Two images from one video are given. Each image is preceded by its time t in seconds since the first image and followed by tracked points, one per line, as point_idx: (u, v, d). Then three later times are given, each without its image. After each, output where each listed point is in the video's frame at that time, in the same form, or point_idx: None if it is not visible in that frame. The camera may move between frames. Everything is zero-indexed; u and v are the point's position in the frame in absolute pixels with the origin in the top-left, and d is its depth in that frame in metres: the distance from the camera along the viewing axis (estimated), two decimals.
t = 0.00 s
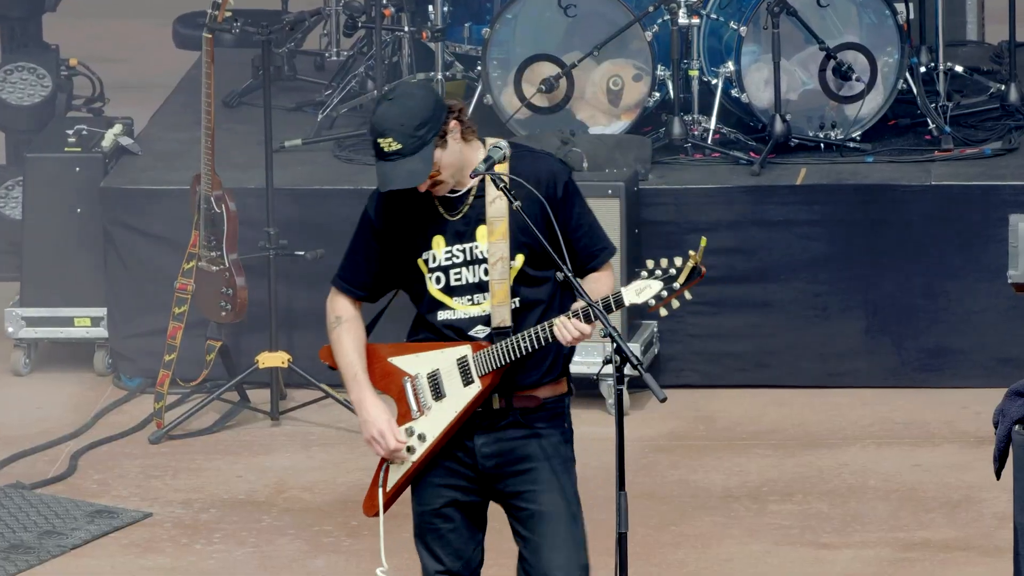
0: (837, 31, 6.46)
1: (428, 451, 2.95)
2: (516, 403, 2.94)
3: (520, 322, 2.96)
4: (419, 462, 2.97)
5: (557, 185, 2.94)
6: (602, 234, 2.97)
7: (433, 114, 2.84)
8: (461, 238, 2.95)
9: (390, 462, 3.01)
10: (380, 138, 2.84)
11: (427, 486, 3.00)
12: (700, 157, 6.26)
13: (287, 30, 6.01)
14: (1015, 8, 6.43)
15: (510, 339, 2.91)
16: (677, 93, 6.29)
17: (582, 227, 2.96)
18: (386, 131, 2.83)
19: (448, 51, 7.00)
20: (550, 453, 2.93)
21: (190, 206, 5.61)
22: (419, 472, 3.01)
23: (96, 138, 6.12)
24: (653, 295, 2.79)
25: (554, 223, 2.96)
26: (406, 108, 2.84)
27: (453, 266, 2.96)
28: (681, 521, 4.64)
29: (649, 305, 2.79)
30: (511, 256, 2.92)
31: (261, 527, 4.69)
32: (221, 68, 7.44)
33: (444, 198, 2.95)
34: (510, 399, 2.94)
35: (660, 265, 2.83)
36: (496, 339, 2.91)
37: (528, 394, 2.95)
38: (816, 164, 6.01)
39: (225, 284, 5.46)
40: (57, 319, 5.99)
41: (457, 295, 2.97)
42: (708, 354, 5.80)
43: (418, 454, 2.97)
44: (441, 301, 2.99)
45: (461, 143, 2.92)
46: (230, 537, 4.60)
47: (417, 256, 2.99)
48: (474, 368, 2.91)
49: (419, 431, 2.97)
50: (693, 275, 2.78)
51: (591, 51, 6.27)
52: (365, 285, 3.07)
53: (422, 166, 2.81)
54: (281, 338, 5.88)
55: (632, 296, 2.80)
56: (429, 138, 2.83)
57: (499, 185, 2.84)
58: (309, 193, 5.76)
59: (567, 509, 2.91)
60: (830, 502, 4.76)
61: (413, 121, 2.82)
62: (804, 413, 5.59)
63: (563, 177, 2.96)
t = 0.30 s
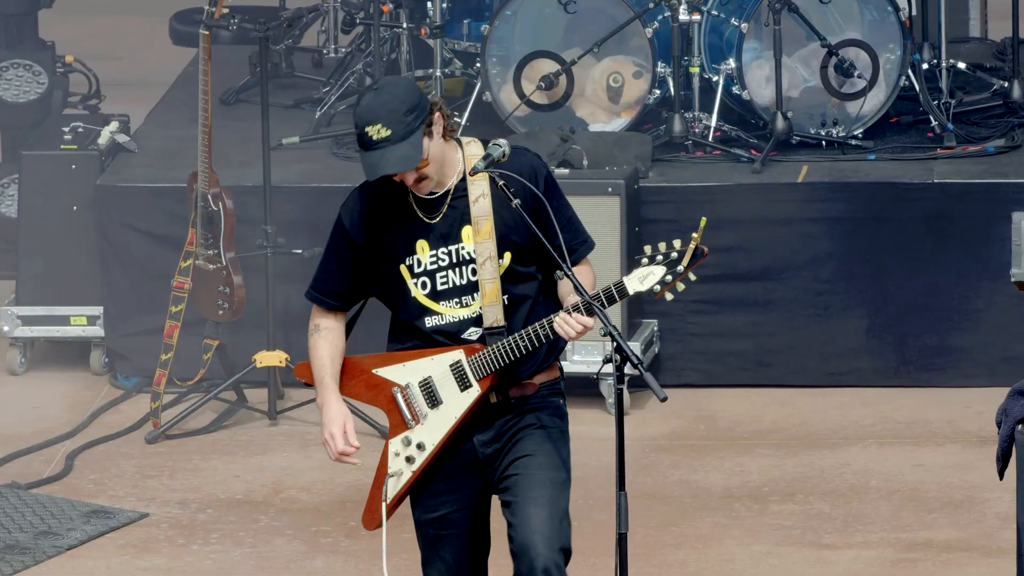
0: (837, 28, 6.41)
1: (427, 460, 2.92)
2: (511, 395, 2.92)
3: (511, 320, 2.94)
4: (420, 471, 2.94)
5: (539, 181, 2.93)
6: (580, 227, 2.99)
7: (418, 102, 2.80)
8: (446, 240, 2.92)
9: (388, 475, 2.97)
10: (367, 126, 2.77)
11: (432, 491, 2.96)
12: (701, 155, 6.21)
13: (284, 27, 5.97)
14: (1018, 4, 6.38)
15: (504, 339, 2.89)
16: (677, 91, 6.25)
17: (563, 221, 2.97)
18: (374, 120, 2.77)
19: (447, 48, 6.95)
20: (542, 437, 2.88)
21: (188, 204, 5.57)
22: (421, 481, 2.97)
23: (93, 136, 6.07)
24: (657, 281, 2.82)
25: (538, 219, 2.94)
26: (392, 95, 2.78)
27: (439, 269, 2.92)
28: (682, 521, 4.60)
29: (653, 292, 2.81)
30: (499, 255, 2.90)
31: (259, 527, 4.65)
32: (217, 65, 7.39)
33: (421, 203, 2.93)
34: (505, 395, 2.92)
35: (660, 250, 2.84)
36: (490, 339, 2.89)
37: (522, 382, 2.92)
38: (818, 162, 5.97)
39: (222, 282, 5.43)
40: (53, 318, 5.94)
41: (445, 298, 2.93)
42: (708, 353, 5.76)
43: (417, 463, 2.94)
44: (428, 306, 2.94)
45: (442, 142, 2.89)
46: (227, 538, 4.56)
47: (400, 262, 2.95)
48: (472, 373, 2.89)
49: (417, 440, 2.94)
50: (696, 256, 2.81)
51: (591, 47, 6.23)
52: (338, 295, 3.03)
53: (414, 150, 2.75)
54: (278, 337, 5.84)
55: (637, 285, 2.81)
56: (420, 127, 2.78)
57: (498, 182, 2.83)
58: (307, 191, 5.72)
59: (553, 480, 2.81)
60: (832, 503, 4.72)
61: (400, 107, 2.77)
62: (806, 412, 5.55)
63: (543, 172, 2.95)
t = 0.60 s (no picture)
0: (839, 25, 6.38)
1: (430, 469, 2.86)
2: (506, 413, 2.86)
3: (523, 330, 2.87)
4: (421, 479, 2.88)
5: (560, 197, 2.87)
6: (593, 246, 2.93)
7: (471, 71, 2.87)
8: (463, 240, 2.85)
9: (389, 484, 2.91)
10: (428, 62, 2.80)
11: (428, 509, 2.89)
12: (701, 152, 6.18)
13: (282, 24, 5.93)
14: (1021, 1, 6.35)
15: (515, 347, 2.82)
16: (677, 88, 6.22)
17: (579, 240, 2.92)
18: (436, 56, 2.81)
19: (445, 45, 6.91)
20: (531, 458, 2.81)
21: (184, 202, 5.53)
22: (417, 494, 2.90)
23: (89, 134, 6.02)
24: (681, 288, 2.77)
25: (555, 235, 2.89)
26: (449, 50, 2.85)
27: (453, 270, 2.85)
28: (683, 521, 4.56)
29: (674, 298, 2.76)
30: (517, 262, 2.84)
31: (256, 527, 4.61)
32: (214, 63, 7.35)
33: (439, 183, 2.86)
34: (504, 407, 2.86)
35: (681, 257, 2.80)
36: (500, 343, 2.82)
37: (517, 400, 2.86)
38: (819, 160, 5.94)
39: (219, 281, 5.41)
40: (48, 317, 5.90)
41: (456, 300, 2.85)
42: (709, 352, 5.72)
43: (420, 472, 2.87)
44: (438, 306, 2.86)
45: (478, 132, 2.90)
46: (224, 538, 4.52)
47: (412, 259, 2.86)
48: (480, 380, 2.82)
49: (421, 448, 2.88)
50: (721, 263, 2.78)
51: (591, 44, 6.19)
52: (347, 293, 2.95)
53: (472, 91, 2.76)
54: (276, 336, 5.80)
55: (661, 291, 2.75)
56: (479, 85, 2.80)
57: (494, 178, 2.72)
58: (305, 189, 5.68)
59: (536, 503, 2.74)
60: (833, 503, 4.69)
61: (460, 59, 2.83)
62: (807, 412, 5.51)
63: (565, 189, 2.88)
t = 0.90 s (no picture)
0: (841, 22, 6.35)
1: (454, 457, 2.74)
2: (511, 412, 2.76)
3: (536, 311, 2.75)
4: (444, 470, 2.74)
5: (577, 186, 2.79)
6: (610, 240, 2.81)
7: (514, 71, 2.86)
8: (476, 223, 2.77)
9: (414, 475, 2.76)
10: (479, 48, 2.75)
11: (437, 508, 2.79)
12: (701, 150, 6.15)
13: (280, 21, 5.89)
14: None
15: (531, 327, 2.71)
16: (677, 85, 6.19)
17: (598, 234, 2.80)
18: (484, 42, 2.77)
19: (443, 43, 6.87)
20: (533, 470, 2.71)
21: (181, 201, 5.49)
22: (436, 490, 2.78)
23: (85, 131, 5.97)
24: (691, 255, 2.65)
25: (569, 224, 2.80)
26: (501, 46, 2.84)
27: (464, 252, 2.76)
28: (683, 522, 4.53)
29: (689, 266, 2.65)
30: (531, 245, 2.74)
31: (253, 528, 4.57)
32: (212, 60, 7.32)
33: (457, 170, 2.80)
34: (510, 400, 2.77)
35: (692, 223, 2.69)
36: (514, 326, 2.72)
37: (516, 400, 2.77)
38: (820, 157, 5.90)
39: (216, 279, 5.37)
40: (44, 316, 5.87)
41: (466, 283, 2.76)
42: (710, 351, 5.69)
43: (444, 462, 2.74)
44: (448, 290, 2.77)
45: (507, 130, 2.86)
46: (221, 539, 4.48)
47: (425, 241, 2.78)
48: (496, 362, 2.70)
49: (444, 438, 2.75)
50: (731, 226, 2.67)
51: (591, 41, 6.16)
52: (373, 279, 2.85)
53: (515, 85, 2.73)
54: (273, 336, 5.77)
55: (669, 257, 2.64)
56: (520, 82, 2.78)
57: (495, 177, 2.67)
58: (302, 187, 5.65)
59: (532, 517, 2.65)
60: (834, 503, 4.65)
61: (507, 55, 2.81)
62: (808, 412, 5.48)
63: (583, 178, 2.80)
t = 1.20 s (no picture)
0: (842, 19, 6.31)
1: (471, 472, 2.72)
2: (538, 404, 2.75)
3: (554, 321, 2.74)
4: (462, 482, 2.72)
5: (582, 190, 2.77)
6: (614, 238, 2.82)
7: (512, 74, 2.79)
8: (491, 239, 2.73)
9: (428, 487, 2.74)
10: (472, 55, 2.70)
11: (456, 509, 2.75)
12: (701, 148, 6.12)
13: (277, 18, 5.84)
14: None
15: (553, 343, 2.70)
16: (677, 83, 6.15)
17: (603, 231, 2.80)
18: (478, 49, 2.71)
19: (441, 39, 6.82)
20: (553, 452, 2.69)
21: (178, 199, 5.45)
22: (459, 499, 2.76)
23: (82, 129, 5.93)
24: (722, 274, 2.61)
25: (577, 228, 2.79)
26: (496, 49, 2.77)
27: (482, 270, 2.71)
28: (684, 522, 4.49)
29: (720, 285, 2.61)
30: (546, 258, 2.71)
31: (250, 528, 4.53)
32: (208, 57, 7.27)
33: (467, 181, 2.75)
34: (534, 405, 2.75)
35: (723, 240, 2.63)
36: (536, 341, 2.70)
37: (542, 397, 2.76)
38: (821, 155, 5.87)
39: (212, 278, 5.32)
40: (40, 315, 5.83)
41: (486, 301, 2.72)
42: (710, 351, 5.65)
43: (461, 475, 2.72)
44: (466, 307, 2.72)
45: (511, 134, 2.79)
46: (218, 539, 4.44)
47: (439, 263, 2.73)
48: (519, 377, 2.69)
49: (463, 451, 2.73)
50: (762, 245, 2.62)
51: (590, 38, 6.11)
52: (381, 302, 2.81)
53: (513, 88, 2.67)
54: (270, 335, 5.73)
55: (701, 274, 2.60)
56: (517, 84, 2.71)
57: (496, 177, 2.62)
58: (299, 184, 5.61)
59: (553, 492, 2.61)
60: (836, 503, 4.61)
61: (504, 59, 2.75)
62: (809, 412, 5.44)
63: (587, 181, 2.78)
